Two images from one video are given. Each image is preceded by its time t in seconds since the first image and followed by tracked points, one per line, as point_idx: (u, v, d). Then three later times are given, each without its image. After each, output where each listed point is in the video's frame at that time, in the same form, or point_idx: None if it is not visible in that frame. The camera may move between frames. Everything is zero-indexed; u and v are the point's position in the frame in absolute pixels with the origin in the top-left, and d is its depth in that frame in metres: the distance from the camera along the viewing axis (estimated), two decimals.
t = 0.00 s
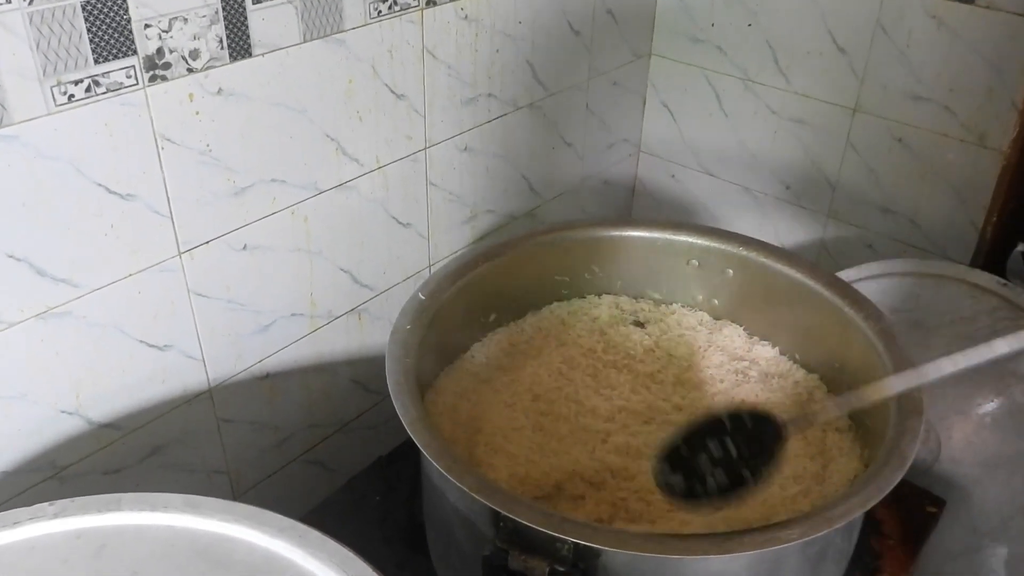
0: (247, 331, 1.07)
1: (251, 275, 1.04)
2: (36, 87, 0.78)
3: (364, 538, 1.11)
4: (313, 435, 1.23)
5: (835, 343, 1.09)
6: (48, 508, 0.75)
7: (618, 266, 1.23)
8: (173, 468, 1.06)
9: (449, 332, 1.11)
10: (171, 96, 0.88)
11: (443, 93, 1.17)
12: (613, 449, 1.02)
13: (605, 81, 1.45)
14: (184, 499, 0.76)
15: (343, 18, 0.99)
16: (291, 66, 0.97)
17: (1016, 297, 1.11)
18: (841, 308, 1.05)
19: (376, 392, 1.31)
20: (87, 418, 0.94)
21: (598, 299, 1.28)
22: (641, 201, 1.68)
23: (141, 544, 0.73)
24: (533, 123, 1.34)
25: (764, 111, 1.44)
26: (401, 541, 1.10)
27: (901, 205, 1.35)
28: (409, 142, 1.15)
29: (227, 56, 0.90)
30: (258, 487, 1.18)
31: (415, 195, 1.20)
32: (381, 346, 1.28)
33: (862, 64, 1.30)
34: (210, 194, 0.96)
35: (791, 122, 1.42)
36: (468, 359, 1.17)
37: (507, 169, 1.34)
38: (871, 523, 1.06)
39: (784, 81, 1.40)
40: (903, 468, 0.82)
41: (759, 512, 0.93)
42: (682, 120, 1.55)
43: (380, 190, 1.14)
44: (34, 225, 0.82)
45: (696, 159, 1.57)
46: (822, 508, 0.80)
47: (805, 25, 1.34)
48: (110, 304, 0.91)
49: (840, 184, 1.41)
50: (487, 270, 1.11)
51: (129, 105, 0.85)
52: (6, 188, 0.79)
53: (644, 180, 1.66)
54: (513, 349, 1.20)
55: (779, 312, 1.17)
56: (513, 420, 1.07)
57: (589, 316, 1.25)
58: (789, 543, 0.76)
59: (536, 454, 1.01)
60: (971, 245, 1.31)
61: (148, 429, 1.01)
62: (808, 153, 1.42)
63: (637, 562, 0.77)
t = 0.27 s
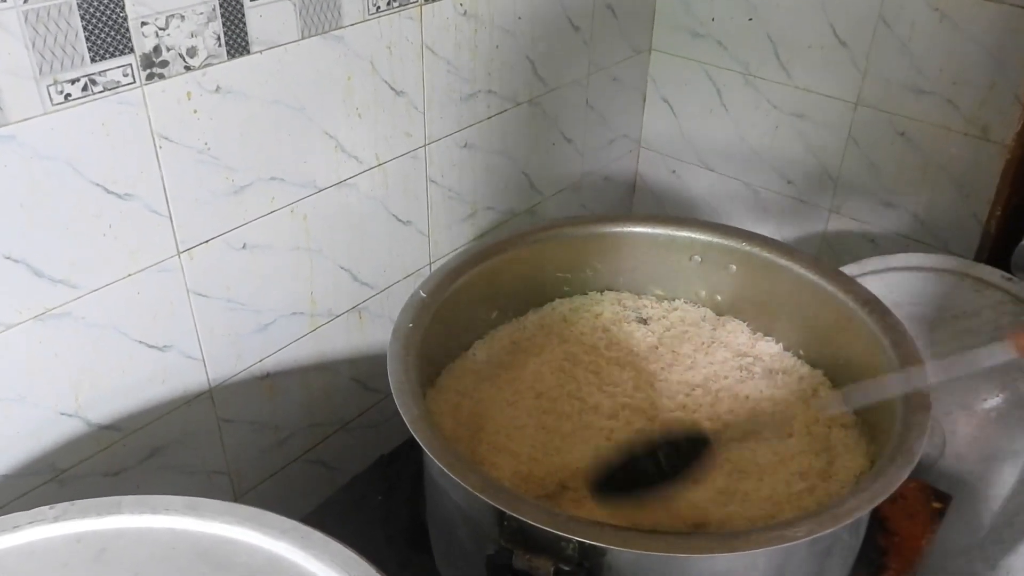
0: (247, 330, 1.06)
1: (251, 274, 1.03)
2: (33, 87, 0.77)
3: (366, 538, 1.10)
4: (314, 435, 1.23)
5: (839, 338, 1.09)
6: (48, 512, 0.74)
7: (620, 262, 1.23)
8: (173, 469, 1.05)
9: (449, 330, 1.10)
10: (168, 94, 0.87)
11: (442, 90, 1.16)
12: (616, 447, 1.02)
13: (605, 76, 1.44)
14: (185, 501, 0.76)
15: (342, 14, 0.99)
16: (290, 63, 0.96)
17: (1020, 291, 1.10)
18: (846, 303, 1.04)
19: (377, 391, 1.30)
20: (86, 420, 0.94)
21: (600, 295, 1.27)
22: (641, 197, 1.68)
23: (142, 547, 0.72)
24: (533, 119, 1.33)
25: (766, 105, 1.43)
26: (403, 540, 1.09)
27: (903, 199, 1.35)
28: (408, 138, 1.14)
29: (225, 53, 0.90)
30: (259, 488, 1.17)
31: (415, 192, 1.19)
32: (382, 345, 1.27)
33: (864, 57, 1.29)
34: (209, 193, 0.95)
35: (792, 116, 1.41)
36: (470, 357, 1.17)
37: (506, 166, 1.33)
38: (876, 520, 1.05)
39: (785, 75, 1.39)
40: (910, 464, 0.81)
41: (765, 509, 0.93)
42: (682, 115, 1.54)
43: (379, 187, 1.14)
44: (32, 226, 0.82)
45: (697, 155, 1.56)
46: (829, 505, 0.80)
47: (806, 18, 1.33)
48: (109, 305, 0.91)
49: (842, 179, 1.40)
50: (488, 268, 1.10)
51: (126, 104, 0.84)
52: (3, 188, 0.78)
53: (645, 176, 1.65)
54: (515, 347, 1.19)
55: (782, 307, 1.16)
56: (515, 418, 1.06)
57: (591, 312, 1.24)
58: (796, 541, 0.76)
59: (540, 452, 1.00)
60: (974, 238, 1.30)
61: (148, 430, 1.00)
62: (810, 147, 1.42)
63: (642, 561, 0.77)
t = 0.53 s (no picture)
0: (248, 329, 1.05)
1: (252, 272, 1.03)
2: (30, 85, 0.76)
3: (370, 537, 1.09)
4: (317, 433, 1.22)
5: (846, 332, 1.08)
6: (50, 514, 0.74)
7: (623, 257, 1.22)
8: (176, 469, 1.04)
9: (452, 327, 1.10)
10: (167, 92, 0.86)
11: (443, 85, 1.15)
12: (622, 443, 1.01)
13: (606, 70, 1.43)
14: (187, 502, 0.75)
15: (341, 9, 0.98)
16: (289, 59, 0.95)
17: None
18: (852, 296, 1.04)
19: (380, 388, 1.29)
20: (88, 421, 0.93)
21: (603, 290, 1.26)
22: (643, 191, 1.67)
23: (144, 549, 0.71)
24: (534, 113, 1.32)
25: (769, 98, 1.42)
26: (407, 539, 1.08)
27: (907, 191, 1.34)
28: (409, 134, 1.13)
29: (224, 50, 0.89)
30: (262, 488, 1.17)
31: (416, 188, 1.18)
32: (384, 343, 1.26)
33: (868, 48, 1.28)
34: (209, 191, 0.94)
35: (795, 108, 1.40)
36: (473, 354, 1.16)
37: (508, 161, 1.32)
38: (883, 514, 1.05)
39: (788, 67, 1.38)
40: (919, 460, 0.81)
41: (772, 505, 0.93)
42: (684, 108, 1.53)
43: (380, 184, 1.13)
44: (31, 226, 0.81)
45: (700, 148, 1.55)
46: (837, 501, 0.80)
47: (809, 10, 1.32)
48: (109, 305, 0.90)
49: (845, 172, 1.39)
50: (490, 264, 1.10)
51: (125, 102, 0.83)
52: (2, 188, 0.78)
53: (647, 170, 1.64)
54: (519, 343, 1.19)
55: (788, 301, 1.16)
56: (520, 415, 1.06)
57: (594, 308, 1.24)
58: (806, 538, 0.75)
59: (545, 449, 1.00)
60: (979, 230, 1.29)
61: (149, 430, 0.99)
62: (813, 139, 1.41)
63: (650, 559, 0.76)
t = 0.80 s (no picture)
0: (248, 323, 1.05)
1: (252, 267, 1.02)
2: (27, 79, 0.75)
3: (371, 533, 1.09)
4: (317, 428, 1.21)
5: (847, 326, 1.08)
6: (49, 510, 0.73)
7: (624, 251, 1.21)
8: (175, 465, 1.04)
9: (452, 321, 1.09)
10: (165, 85, 0.85)
11: (442, 78, 1.14)
12: (623, 438, 1.01)
13: (605, 63, 1.42)
14: (188, 498, 0.75)
15: (339, 2, 0.97)
16: (287, 52, 0.94)
17: None
18: (853, 290, 1.03)
19: (380, 383, 1.28)
20: (87, 416, 0.93)
21: (604, 284, 1.26)
22: (643, 184, 1.66)
23: (145, 545, 0.71)
24: (533, 106, 1.32)
25: (769, 91, 1.42)
26: (408, 535, 1.08)
27: (908, 184, 1.33)
28: (408, 128, 1.13)
29: (221, 43, 0.88)
30: (262, 483, 1.16)
31: (415, 181, 1.17)
32: (384, 337, 1.26)
33: (869, 41, 1.28)
34: (207, 185, 0.94)
35: (796, 101, 1.40)
36: (473, 348, 1.15)
37: (507, 154, 1.31)
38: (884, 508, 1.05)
39: (788, 60, 1.37)
40: (922, 455, 0.81)
41: (772, 500, 0.93)
42: (684, 101, 1.52)
43: (380, 178, 1.12)
44: (29, 221, 0.80)
45: (700, 141, 1.54)
46: (840, 496, 0.80)
47: (810, 2, 1.31)
48: (108, 300, 0.89)
49: (846, 165, 1.39)
50: (490, 258, 1.09)
51: (123, 95, 0.82)
52: None
53: (647, 163, 1.63)
54: (519, 338, 1.18)
55: (788, 295, 1.15)
56: (521, 410, 1.05)
57: (595, 302, 1.23)
58: (809, 533, 0.75)
59: (546, 444, 1.00)
60: (980, 223, 1.28)
61: (149, 425, 0.99)
62: (814, 132, 1.40)
63: (652, 554, 0.76)
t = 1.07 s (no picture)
0: (247, 320, 1.05)
1: (251, 263, 1.02)
2: (25, 74, 0.75)
3: (372, 529, 1.09)
4: (317, 425, 1.21)
5: (847, 321, 1.08)
6: (49, 507, 0.73)
7: (624, 246, 1.21)
8: (175, 461, 1.04)
9: (452, 317, 1.09)
10: (164, 81, 0.85)
11: (442, 73, 1.14)
12: (623, 435, 1.01)
13: (604, 58, 1.42)
14: (188, 495, 0.74)
15: None
16: (286, 47, 0.94)
17: None
18: (853, 286, 1.03)
19: (380, 379, 1.28)
20: (87, 412, 0.93)
21: (604, 280, 1.25)
22: (643, 180, 1.66)
23: (146, 542, 0.71)
24: (532, 102, 1.31)
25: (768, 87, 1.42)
26: (409, 531, 1.08)
27: (907, 179, 1.33)
28: (408, 124, 1.12)
29: (220, 38, 0.88)
30: (262, 479, 1.16)
31: (415, 177, 1.17)
32: (383, 333, 1.25)
33: (868, 36, 1.28)
34: (207, 181, 0.93)
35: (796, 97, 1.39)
36: (473, 344, 1.15)
37: (507, 150, 1.31)
38: (885, 503, 1.05)
39: (788, 55, 1.37)
40: (922, 449, 0.81)
41: (772, 495, 0.93)
42: (684, 97, 1.52)
43: (379, 173, 1.12)
44: (28, 217, 0.80)
45: (699, 137, 1.54)
46: (841, 491, 0.80)
47: None
48: (108, 296, 0.89)
49: (845, 161, 1.38)
50: (490, 254, 1.09)
51: (121, 91, 0.82)
52: None
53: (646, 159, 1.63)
54: (519, 334, 1.18)
55: (789, 291, 1.15)
56: (521, 406, 1.05)
57: (595, 298, 1.23)
58: (810, 528, 0.75)
59: (546, 440, 1.00)
60: (980, 218, 1.28)
61: (149, 422, 0.99)
62: (814, 128, 1.40)
63: (653, 550, 0.76)
